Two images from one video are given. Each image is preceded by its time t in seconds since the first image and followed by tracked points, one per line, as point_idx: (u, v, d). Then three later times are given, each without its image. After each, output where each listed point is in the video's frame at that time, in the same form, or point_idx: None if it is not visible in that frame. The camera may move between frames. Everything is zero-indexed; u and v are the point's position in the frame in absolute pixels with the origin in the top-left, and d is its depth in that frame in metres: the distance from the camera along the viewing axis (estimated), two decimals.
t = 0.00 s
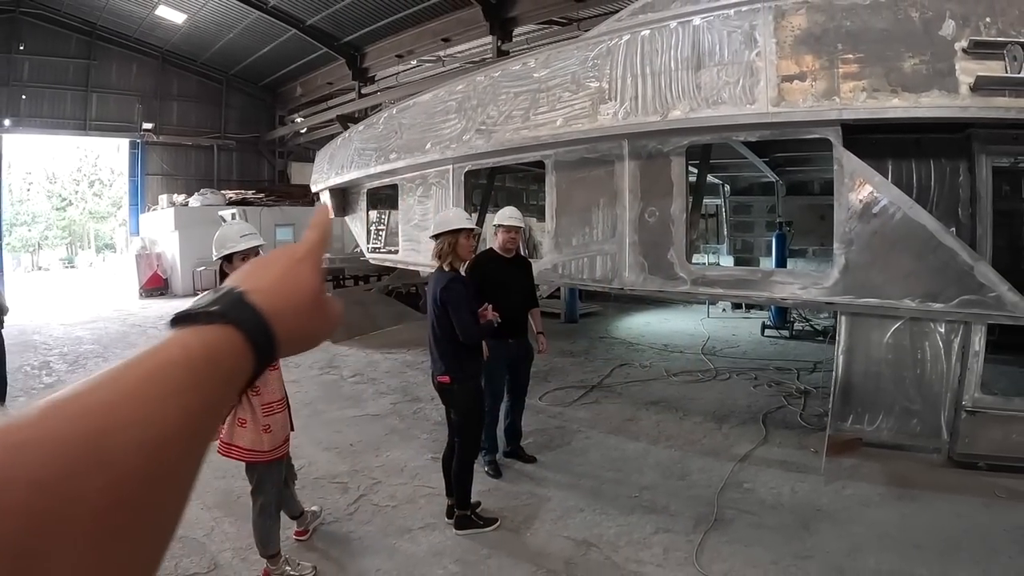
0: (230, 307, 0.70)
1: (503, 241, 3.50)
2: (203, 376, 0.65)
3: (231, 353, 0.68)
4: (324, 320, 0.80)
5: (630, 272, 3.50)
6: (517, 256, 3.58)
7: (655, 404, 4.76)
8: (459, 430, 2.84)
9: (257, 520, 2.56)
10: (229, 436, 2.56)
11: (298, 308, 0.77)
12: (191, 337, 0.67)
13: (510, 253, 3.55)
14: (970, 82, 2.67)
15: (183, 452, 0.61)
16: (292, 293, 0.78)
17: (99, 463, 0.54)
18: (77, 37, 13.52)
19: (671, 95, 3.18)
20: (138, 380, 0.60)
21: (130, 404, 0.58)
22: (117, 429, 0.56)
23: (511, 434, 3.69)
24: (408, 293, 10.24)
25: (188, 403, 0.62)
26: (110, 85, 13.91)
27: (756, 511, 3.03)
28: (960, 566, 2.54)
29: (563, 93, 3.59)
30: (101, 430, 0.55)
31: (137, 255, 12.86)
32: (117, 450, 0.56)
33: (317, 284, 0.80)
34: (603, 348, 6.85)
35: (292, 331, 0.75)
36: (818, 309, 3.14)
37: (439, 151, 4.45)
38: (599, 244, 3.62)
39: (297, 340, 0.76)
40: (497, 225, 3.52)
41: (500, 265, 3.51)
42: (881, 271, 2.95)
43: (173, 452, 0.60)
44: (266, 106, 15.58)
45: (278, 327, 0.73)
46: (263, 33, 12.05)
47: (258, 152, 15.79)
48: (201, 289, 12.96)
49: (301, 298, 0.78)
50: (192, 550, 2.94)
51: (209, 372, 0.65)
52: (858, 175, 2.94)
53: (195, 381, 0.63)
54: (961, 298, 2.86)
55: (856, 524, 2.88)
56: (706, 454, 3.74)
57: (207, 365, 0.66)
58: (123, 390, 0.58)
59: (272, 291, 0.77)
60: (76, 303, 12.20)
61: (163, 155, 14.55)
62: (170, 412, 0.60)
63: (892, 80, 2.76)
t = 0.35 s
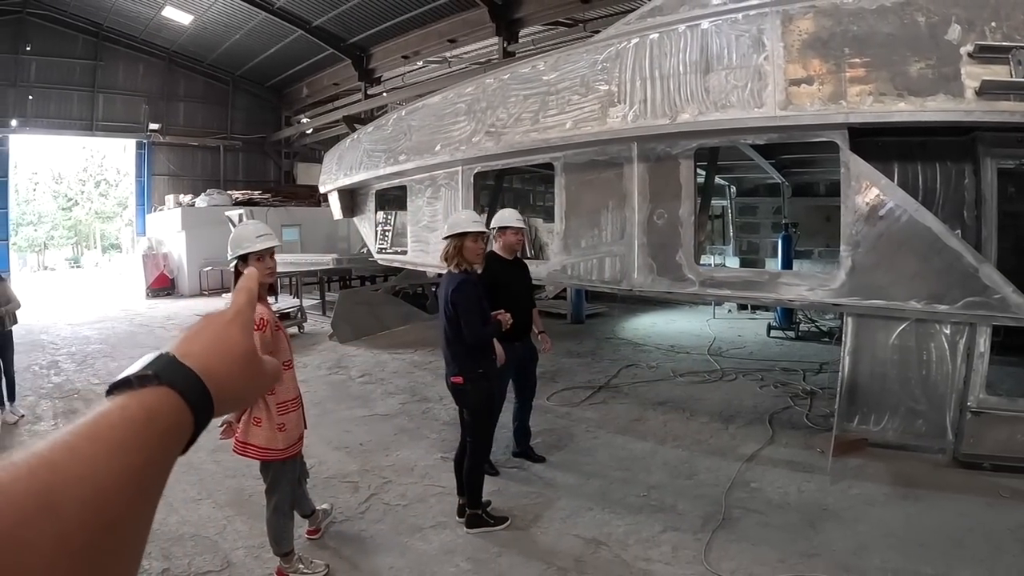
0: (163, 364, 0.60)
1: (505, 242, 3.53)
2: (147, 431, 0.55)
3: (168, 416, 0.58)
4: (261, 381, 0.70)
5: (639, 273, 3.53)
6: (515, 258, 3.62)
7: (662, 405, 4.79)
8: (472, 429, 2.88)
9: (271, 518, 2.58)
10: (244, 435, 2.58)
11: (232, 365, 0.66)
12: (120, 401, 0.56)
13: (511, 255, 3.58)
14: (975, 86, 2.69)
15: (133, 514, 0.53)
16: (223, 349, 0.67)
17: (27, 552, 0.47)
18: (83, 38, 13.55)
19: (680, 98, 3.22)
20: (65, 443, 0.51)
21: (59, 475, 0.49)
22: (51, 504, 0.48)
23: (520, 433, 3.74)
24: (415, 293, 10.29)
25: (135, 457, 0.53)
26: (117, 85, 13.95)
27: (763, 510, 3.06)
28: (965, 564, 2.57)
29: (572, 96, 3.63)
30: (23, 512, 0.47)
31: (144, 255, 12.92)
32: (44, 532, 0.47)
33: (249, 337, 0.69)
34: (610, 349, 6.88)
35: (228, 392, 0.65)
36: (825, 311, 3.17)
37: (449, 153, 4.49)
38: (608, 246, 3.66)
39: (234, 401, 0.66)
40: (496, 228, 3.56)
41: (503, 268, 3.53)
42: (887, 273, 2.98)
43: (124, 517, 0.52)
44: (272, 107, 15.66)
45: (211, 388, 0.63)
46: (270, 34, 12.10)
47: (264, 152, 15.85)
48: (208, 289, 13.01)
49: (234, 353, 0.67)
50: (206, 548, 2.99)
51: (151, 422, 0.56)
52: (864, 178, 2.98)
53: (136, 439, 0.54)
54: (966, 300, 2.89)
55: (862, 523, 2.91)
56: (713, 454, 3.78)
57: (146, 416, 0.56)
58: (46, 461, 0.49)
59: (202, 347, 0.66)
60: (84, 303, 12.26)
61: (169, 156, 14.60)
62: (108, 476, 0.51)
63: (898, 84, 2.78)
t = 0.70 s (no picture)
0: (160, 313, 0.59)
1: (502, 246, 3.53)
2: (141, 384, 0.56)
3: (164, 366, 0.58)
4: (264, 333, 0.69)
5: (650, 274, 3.53)
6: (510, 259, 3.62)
7: (671, 406, 4.78)
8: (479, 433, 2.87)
9: (279, 520, 2.58)
10: (249, 438, 2.58)
11: (234, 313, 0.65)
12: (114, 348, 0.56)
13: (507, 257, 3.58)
14: (989, 86, 2.67)
15: (125, 465, 0.54)
16: (223, 297, 0.66)
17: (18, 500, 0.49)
18: (90, 38, 13.60)
19: (691, 99, 3.21)
20: (52, 394, 0.52)
21: (50, 426, 0.51)
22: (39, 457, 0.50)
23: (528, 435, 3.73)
24: (421, 294, 10.29)
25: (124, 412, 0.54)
26: (123, 85, 13.98)
27: (775, 513, 3.05)
28: (979, 568, 2.55)
29: (582, 96, 3.62)
30: (12, 463, 0.48)
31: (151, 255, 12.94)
32: (29, 482, 0.49)
33: (251, 288, 0.68)
34: (617, 350, 6.87)
35: (228, 341, 0.64)
36: (836, 311, 3.16)
37: (458, 153, 4.48)
38: (619, 246, 3.65)
39: (233, 352, 0.65)
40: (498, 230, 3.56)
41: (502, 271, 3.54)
42: (900, 274, 2.97)
43: (113, 469, 0.53)
44: (278, 107, 15.69)
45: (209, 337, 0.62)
46: (276, 34, 12.11)
47: (270, 153, 15.88)
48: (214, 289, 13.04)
49: (235, 302, 0.66)
50: (215, 550, 2.99)
51: (143, 375, 0.56)
52: (877, 179, 2.96)
53: (129, 390, 0.54)
54: (979, 302, 2.87)
55: (874, 526, 2.90)
56: (723, 456, 3.76)
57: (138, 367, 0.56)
58: (35, 410, 0.51)
59: (202, 298, 0.65)
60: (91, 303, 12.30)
61: (176, 156, 14.63)
62: (98, 429, 0.52)
63: (911, 84, 2.76)
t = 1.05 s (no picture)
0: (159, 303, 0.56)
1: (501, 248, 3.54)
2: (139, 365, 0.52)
3: (163, 353, 0.54)
4: (267, 326, 0.64)
5: (654, 275, 3.52)
6: (510, 261, 3.63)
7: (675, 407, 4.77)
8: (483, 434, 2.86)
9: (280, 521, 2.58)
10: (250, 439, 2.55)
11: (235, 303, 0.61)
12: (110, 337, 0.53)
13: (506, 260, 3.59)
14: (994, 87, 2.66)
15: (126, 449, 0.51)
16: (224, 289, 0.62)
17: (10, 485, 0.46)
18: (94, 39, 13.64)
19: (696, 100, 3.20)
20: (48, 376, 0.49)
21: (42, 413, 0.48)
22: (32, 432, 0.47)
23: (531, 436, 3.73)
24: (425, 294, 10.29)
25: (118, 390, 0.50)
26: (127, 86, 14.02)
27: (779, 515, 3.04)
28: (986, 571, 2.53)
29: (586, 97, 3.62)
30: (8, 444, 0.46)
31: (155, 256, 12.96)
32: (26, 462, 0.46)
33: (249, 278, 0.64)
34: (621, 351, 6.86)
35: (228, 333, 0.60)
36: (841, 312, 3.14)
37: (462, 154, 4.48)
38: (623, 247, 3.65)
39: (235, 345, 0.61)
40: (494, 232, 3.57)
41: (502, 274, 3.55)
42: (905, 276, 2.95)
43: (108, 453, 0.49)
44: (282, 108, 15.73)
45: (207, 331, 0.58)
46: (280, 35, 12.14)
47: (275, 153, 15.91)
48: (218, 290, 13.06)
49: (234, 293, 0.62)
50: (217, 552, 2.99)
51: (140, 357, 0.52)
52: (882, 181, 2.95)
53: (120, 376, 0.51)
54: (984, 304, 2.85)
55: (879, 528, 2.88)
56: (727, 458, 3.76)
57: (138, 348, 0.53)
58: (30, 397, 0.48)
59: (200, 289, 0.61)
60: (95, 303, 12.34)
61: (180, 157, 14.66)
62: (93, 416, 0.49)
63: (916, 84, 2.75)
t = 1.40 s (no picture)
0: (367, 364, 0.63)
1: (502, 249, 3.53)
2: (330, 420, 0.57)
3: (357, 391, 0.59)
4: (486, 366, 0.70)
5: (654, 276, 3.52)
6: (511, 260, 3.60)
7: (676, 408, 4.77)
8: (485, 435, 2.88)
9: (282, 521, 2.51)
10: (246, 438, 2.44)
11: (447, 337, 0.69)
12: (309, 381, 0.58)
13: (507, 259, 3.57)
14: (993, 87, 2.66)
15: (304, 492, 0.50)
16: (442, 325, 0.70)
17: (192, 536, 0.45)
18: (97, 41, 13.68)
19: (695, 101, 3.20)
20: (232, 427, 0.52)
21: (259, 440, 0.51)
22: (169, 517, 0.45)
23: (532, 436, 3.74)
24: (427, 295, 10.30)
25: (284, 454, 0.50)
26: (130, 87, 14.05)
27: (779, 515, 3.04)
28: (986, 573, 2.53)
29: (587, 98, 3.63)
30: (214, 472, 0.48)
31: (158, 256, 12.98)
32: (234, 511, 0.47)
33: (465, 313, 0.72)
34: (623, 351, 6.86)
35: (433, 372, 0.66)
36: (842, 313, 3.14)
37: (463, 155, 4.49)
38: (623, 248, 3.65)
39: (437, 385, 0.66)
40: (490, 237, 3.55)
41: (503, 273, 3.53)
42: (906, 276, 2.95)
43: (278, 523, 0.48)
44: (284, 109, 15.77)
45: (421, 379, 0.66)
46: (282, 36, 12.16)
47: (277, 154, 15.94)
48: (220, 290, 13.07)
49: (451, 333, 0.70)
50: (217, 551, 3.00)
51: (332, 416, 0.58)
52: (883, 181, 2.95)
53: (319, 418, 0.54)
54: (984, 305, 2.85)
55: (879, 529, 2.88)
56: (728, 459, 3.76)
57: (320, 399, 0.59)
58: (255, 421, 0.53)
59: (413, 322, 0.70)
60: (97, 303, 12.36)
61: (182, 158, 14.69)
62: (286, 464, 0.50)
63: (916, 85, 2.75)
